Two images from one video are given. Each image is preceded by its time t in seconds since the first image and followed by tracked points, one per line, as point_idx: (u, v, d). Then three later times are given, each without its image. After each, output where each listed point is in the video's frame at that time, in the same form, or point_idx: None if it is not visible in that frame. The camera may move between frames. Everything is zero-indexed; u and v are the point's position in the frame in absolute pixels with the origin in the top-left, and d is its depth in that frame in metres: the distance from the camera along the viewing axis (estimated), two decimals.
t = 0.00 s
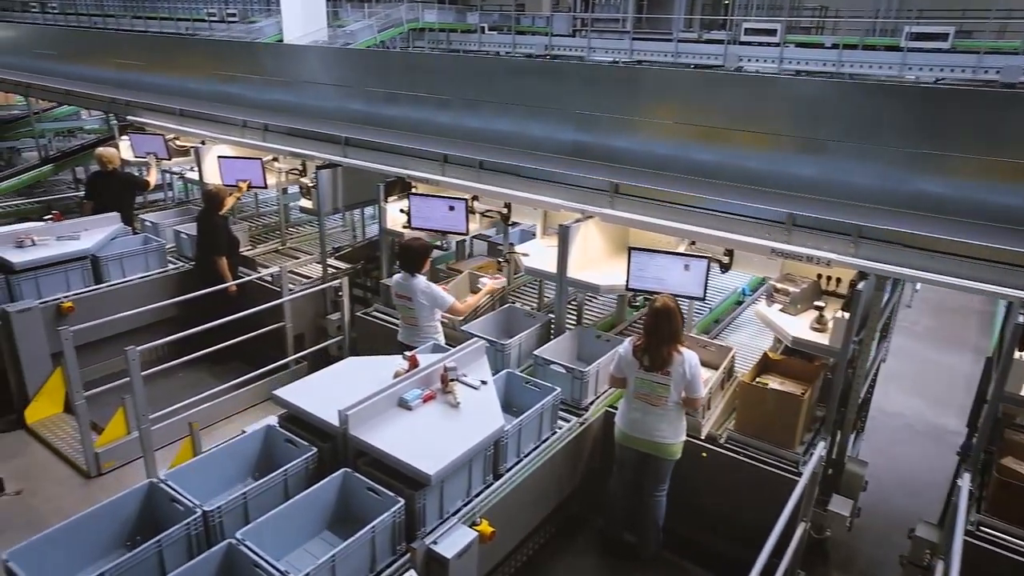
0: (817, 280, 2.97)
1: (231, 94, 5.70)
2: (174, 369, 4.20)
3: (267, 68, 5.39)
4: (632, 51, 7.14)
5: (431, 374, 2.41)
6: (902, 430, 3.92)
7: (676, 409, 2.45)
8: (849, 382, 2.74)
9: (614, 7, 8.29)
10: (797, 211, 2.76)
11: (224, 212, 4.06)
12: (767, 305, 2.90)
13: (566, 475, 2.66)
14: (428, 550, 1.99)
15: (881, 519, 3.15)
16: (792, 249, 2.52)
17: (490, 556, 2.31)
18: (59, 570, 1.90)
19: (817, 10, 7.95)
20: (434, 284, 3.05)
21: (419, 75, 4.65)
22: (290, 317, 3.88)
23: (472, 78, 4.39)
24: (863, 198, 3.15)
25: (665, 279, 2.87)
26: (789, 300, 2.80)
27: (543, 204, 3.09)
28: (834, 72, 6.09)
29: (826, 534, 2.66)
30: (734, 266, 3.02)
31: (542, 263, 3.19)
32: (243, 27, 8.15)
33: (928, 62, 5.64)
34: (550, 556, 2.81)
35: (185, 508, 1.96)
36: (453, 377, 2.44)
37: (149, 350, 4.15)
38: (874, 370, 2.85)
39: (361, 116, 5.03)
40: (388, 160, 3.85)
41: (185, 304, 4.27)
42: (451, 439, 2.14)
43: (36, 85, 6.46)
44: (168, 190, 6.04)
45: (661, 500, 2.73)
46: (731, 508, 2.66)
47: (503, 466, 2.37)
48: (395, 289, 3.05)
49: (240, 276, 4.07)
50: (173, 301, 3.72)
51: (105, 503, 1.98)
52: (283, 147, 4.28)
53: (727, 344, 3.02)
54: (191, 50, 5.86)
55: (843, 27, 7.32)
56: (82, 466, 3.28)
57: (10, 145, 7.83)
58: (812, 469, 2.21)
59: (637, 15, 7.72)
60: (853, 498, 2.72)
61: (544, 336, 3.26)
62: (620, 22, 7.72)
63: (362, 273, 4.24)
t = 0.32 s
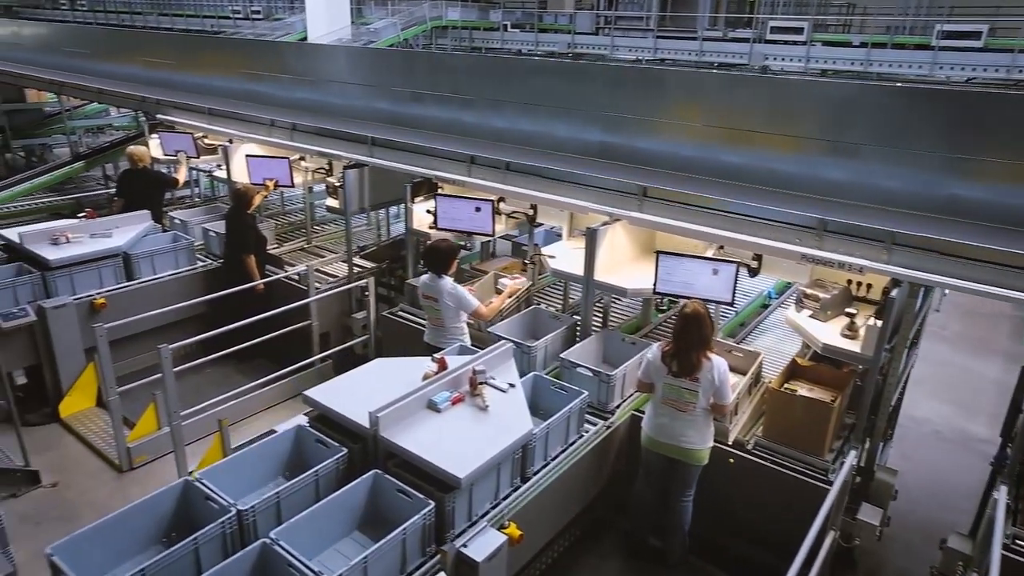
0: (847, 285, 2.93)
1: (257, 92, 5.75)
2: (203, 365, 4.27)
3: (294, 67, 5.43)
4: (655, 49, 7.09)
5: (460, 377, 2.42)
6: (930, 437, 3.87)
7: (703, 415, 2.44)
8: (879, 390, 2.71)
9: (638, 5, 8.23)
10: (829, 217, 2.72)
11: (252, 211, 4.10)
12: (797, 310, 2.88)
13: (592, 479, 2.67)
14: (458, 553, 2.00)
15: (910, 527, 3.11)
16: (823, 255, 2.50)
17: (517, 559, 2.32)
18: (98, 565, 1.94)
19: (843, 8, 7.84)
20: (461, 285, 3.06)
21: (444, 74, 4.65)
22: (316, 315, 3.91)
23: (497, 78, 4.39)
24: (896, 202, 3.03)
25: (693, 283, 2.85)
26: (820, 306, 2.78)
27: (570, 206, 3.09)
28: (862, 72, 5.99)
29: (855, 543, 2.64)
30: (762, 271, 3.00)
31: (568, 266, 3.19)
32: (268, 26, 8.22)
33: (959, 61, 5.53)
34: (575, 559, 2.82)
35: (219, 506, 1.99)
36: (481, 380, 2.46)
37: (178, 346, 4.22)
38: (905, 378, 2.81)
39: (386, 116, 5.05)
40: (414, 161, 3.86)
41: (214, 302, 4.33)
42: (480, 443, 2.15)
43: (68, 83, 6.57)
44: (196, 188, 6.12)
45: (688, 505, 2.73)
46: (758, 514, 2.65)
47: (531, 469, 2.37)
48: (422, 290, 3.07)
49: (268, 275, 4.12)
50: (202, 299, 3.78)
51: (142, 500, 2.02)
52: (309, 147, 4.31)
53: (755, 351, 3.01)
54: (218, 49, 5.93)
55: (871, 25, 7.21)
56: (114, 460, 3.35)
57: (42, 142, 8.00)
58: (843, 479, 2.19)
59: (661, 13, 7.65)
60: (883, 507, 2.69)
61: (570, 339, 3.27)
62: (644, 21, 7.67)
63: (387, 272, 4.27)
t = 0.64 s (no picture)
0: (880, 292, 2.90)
1: (284, 91, 5.79)
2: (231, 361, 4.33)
3: (320, 66, 5.46)
4: (680, 49, 7.03)
5: (489, 380, 2.43)
6: (962, 445, 3.81)
7: (733, 421, 2.42)
8: (912, 397, 2.67)
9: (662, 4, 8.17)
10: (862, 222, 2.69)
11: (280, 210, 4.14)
12: (828, 316, 2.85)
13: (620, 483, 2.67)
14: (489, 556, 2.02)
15: (942, 539, 3.06)
16: (856, 261, 2.48)
17: (546, 562, 2.34)
18: (137, 559, 1.98)
19: (872, 5, 7.72)
20: (488, 286, 3.07)
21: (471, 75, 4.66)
22: (342, 314, 3.95)
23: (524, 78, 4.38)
24: (931, 209, 2.84)
25: (722, 287, 2.83)
26: (852, 312, 2.76)
27: (599, 209, 3.09)
28: (891, 72, 5.88)
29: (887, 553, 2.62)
30: (792, 275, 2.98)
31: (596, 269, 3.20)
32: (293, 24, 8.29)
33: (993, 61, 5.41)
34: (602, 563, 2.84)
35: (254, 504, 2.02)
36: (511, 383, 2.47)
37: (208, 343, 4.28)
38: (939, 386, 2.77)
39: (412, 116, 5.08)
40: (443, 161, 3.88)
41: (242, 299, 4.39)
42: (510, 446, 2.16)
43: (100, 81, 6.68)
44: (223, 185, 6.19)
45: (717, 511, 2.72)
46: (787, 522, 2.63)
47: (559, 472, 2.38)
48: (450, 291, 3.08)
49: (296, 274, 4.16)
50: (231, 297, 3.83)
51: (179, 497, 2.06)
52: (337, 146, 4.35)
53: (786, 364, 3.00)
54: (246, 49, 6.00)
55: (901, 24, 7.08)
56: (146, 454, 3.41)
57: (74, 139, 8.15)
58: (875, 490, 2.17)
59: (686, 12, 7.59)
60: (915, 517, 2.66)
61: (597, 341, 3.26)
62: (668, 19, 7.60)
63: (412, 272, 4.30)
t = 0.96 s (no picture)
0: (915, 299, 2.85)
1: (311, 91, 5.84)
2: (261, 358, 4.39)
3: (347, 66, 5.50)
4: (707, 48, 6.97)
5: (521, 382, 2.44)
6: (997, 455, 3.74)
7: (765, 426, 2.40)
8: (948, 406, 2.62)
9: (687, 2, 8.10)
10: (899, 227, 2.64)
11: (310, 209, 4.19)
12: (862, 323, 2.81)
13: (649, 487, 2.66)
14: (521, 559, 2.03)
15: (977, 550, 3.00)
16: (893, 267, 2.43)
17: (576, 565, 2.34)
18: (175, 554, 2.02)
19: (904, 3, 7.58)
20: (518, 287, 3.08)
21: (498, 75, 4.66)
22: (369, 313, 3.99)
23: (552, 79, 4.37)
24: (972, 213, 2.74)
25: (754, 292, 2.80)
26: (887, 319, 2.72)
27: (628, 211, 3.07)
28: (924, 72, 5.75)
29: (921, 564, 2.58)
30: (826, 280, 2.94)
31: (625, 271, 3.19)
32: (320, 23, 8.35)
33: None
34: (630, 567, 2.85)
35: (289, 502, 2.04)
36: (542, 387, 2.47)
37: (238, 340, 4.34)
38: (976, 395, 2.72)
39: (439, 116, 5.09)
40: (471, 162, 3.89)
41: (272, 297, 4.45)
42: (542, 448, 2.17)
43: (133, 81, 6.80)
44: (251, 183, 6.27)
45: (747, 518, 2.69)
46: (818, 530, 2.60)
47: (589, 476, 2.37)
48: (479, 293, 3.09)
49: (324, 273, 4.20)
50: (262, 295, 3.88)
51: (216, 493, 2.09)
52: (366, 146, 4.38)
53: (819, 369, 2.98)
54: (275, 49, 6.06)
55: (934, 23, 6.93)
56: (178, 448, 3.47)
57: (106, 137, 8.30)
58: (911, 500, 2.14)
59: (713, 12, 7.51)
60: (951, 527, 2.62)
61: (625, 345, 3.25)
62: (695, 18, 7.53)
63: (440, 272, 4.32)
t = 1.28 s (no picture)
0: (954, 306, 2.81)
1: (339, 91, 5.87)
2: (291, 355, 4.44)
3: (375, 66, 5.11)
4: (735, 49, 6.89)
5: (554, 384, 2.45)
6: None
7: (798, 433, 2.37)
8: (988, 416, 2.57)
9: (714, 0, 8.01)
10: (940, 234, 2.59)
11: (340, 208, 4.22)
12: (900, 330, 2.77)
13: (680, 492, 2.65)
14: (555, 562, 2.03)
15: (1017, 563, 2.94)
16: (933, 274, 2.39)
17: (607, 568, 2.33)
18: (215, 548, 2.06)
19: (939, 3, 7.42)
20: (549, 289, 3.07)
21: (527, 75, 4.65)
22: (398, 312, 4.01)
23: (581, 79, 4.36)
24: None
25: (787, 296, 2.77)
26: (926, 326, 2.67)
27: (659, 214, 3.04)
28: (960, 73, 5.62)
29: None
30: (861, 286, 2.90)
31: (657, 274, 3.18)
32: (348, 23, 8.41)
33: None
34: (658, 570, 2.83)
35: (324, 500, 2.07)
36: (575, 390, 2.46)
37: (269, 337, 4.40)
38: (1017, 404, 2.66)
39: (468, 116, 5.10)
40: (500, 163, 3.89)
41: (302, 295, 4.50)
42: (575, 451, 2.16)
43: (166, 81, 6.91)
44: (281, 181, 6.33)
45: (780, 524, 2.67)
46: (853, 538, 2.57)
47: (621, 479, 2.36)
48: (510, 294, 3.09)
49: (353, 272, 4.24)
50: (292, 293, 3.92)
51: (255, 489, 2.13)
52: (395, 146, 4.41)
53: (856, 371, 2.96)
54: (304, 49, 6.11)
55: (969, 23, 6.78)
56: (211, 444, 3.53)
57: (138, 135, 8.44)
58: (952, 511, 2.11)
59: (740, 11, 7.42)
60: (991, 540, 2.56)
61: (656, 348, 3.24)
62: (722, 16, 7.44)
63: (468, 272, 4.33)
